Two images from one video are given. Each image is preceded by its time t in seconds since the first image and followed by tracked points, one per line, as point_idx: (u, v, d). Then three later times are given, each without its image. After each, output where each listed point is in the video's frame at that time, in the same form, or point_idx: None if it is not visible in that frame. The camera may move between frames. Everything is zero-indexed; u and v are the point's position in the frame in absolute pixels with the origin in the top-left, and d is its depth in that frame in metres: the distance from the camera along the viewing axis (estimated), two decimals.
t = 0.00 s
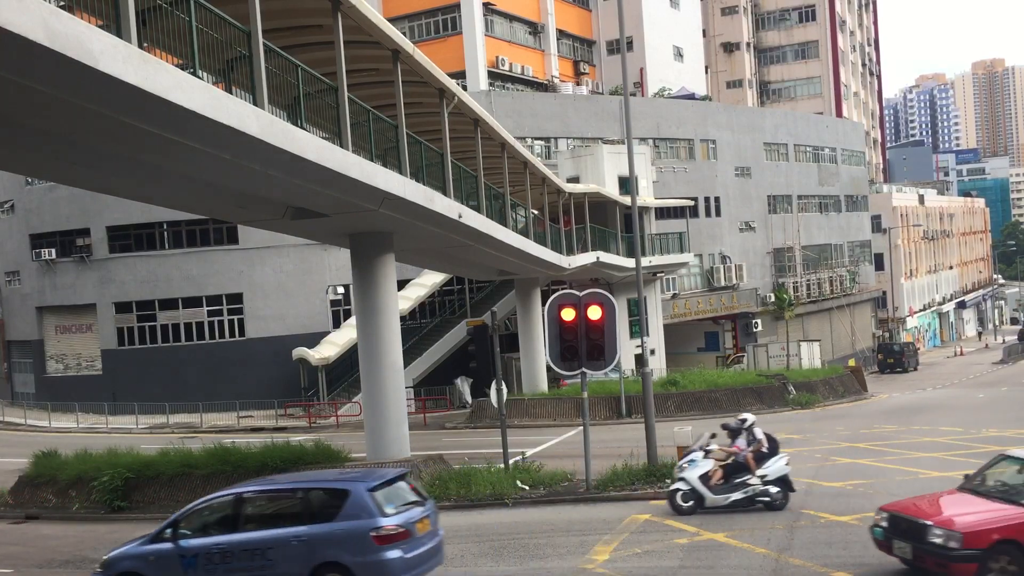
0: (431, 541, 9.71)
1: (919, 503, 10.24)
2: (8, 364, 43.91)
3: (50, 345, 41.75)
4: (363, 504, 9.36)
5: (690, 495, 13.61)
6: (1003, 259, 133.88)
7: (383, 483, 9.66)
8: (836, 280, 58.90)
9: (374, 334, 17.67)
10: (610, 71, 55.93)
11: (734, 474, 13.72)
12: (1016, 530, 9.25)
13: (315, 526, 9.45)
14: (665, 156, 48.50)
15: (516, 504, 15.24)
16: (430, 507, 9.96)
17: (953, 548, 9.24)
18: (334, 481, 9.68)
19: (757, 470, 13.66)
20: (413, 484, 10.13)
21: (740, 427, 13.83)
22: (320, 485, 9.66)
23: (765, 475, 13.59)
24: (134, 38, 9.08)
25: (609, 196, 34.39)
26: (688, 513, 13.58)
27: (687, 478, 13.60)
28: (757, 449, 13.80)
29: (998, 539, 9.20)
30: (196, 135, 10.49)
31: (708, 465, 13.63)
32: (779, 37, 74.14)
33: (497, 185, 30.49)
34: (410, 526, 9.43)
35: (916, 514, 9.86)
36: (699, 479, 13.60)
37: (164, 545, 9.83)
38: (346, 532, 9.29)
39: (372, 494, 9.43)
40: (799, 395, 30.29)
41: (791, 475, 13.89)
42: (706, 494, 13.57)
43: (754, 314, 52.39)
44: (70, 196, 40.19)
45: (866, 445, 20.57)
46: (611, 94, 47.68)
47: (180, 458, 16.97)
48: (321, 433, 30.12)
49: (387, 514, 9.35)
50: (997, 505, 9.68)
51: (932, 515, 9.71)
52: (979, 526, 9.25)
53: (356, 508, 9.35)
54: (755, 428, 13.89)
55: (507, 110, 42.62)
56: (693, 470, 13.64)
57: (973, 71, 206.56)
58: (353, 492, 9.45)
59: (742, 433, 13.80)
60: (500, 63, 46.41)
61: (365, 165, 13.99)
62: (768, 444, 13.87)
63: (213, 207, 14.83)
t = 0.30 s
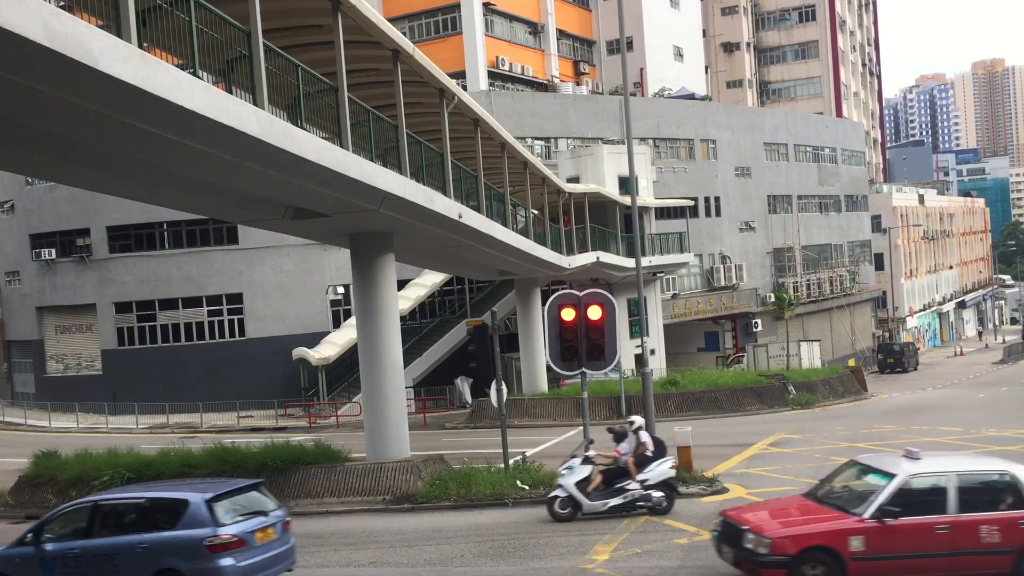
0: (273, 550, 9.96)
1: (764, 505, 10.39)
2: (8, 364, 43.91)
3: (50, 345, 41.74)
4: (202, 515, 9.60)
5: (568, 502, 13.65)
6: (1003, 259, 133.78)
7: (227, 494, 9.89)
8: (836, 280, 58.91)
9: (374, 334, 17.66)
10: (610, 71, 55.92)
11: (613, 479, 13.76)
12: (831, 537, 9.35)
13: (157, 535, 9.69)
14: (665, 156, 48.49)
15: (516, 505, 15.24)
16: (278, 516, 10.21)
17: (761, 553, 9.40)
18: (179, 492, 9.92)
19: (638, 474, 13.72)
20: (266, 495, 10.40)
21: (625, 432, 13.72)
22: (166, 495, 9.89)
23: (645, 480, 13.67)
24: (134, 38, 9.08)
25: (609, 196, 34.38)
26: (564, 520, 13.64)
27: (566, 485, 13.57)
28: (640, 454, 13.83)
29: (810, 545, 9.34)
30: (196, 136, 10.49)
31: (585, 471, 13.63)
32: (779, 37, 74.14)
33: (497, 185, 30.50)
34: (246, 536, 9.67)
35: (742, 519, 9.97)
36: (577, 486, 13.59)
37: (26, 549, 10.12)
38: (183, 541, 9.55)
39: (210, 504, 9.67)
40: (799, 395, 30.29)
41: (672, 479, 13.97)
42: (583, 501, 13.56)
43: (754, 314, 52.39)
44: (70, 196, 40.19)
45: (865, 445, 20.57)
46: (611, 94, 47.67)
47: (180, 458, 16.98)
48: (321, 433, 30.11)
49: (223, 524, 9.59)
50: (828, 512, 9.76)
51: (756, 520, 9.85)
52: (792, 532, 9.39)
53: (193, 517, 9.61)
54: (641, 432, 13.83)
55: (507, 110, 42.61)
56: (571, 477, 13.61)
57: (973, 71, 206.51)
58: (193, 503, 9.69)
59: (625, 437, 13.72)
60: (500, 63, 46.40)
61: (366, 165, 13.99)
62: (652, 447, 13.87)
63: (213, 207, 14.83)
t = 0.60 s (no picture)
0: (131, 555, 10.10)
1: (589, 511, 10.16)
2: (8, 364, 43.91)
3: (50, 345, 41.74)
4: (55, 521, 9.76)
5: (453, 510, 13.68)
6: (1003, 259, 133.72)
7: (85, 502, 10.06)
8: (836, 280, 58.91)
9: (374, 334, 17.67)
10: (610, 71, 55.93)
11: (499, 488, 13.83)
12: (633, 543, 9.08)
13: (16, 540, 9.86)
14: (665, 156, 48.48)
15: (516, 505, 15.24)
16: (138, 522, 10.37)
17: (564, 559, 9.20)
18: (40, 499, 10.09)
19: (522, 482, 13.78)
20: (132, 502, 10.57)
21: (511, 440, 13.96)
22: (28, 501, 10.06)
23: (528, 487, 13.74)
24: (133, 38, 9.08)
25: (609, 196, 34.39)
26: (449, 528, 13.64)
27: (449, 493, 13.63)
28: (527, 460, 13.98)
29: (610, 551, 9.08)
30: (196, 135, 10.49)
31: (469, 479, 13.72)
32: (779, 37, 74.15)
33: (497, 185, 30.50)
34: (99, 542, 9.79)
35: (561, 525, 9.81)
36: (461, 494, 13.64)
37: None
38: (39, 546, 9.71)
39: (65, 511, 9.82)
40: (799, 395, 30.30)
41: (558, 488, 14.01)
42: (466, 509, 13.62)
43: (754, 314, 52.39)
44: (70, 196, 40.18)
45: (865, 445, 20.56)
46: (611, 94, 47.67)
47: (180, 458, 16.99)
48: (321, 433, 30.11)
49: (75, 530, 9.74)
50: (638, 517, 9.49)
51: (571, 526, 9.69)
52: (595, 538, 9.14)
53: (48, 524, 9.75)
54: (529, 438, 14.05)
55: (506, 110, 42.61)
56: (455, 485, 13.66)
57: (973, 71, 206.44)
58: (49, 509, 9.85)
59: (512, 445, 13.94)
60: (500, 63, 46.41)
61: (366, 165, 13.99)
62: (538, 453, 14.02)
63: (213, 207, 14.84)
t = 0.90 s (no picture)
0: (5, 556, 10.45)
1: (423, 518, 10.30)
2: (9, 364, 43.91)
3: (50, 345, 41.74)
4: None
5: (349, 516, 13.81)
6: (1004, 259, 133.66)
7: None
8: (836, 280, 58.92)
9: (374, 334, 17.68)
10: (610, 71, 55.94)
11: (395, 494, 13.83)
12: (436, 551, 9.23)
13: None
14: (665, 156, 48.47)
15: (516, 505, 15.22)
16: (15, 527, 10.71)
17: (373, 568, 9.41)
18: None
19: (410, 490, 13.48)
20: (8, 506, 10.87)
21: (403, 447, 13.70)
22: None
23: (416, 495, 13.33)
24: (133, 38, 9.07)
25: (609, 196, 34.38)
26: (346, 534, 13.78)
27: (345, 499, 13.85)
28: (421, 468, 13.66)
29: (412, 560, 9.24)
30: (195, 136, 10.50)
31: (362, 486, 13.84)
32: (779, 37, 74.16)
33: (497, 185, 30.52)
34: None
35: (386, 531, 9.99)
36: (354, 500, 13.78)
37: None
38: None
39: None
40: (799, 395, 30.32)
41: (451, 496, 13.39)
42: (359, 515, 13.71)
43: (754, 314, 52.40)
44: (70, 196, 40.17)
45: (865, 445, 20.58)
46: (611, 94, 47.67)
47: (180, 458, 16.98)
48: (321, 433, 30.12)
49: None
50: (452, 524, 9.60)
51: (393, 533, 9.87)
52: (398, 547, 9.34)
53: None
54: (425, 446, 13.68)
55: (507, 110, 42.60)
56: (350, 491, 13.85)
57: (973, 71, 206.26)
58: None
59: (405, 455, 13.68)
60: (500, 63, 46.41)
61: (366, 165, 13.99)
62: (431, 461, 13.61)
63: (213, 207, 14.84)
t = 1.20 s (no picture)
0: None
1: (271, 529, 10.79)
2: (9, 364, 43.91)
3: (50, 346, 41.74)
4: None
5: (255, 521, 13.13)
6: (1004, 259, 133.60)
7: None
8: (836, 280, 58.91)
9: (375, 334, 17.68)
10: (610, 71, 55.93)
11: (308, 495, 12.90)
12: (252, 560, 9.66)
13: None
14: (665, 156, 48.46)
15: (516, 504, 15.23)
16: None
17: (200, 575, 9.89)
18: None
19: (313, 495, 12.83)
20: None
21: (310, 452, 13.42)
22: None
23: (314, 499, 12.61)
24: (134, 38, 9.07)
25: (608, 196, 34.38)
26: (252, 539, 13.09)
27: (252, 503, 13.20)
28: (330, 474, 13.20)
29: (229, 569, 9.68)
30: (196, 136, 10.51)
31: (266, 490, 13.14)
32: (779, 37, 74.17)
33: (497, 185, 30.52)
34: None
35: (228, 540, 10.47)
36: (260, 504, 13.11)
37: None
38: None
39: None
40: (799, 395, 30.31)
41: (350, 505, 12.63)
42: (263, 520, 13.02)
43: (754, 314, 52.39)
44: (70, 196, 40.18)
45: (865, 445, 20.58)
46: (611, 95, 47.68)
47: (180, 458, 17.00)
48: (321, 433, 30.13)
49: None
50: (278, 535, 10.06)
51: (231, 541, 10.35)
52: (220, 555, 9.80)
53: None
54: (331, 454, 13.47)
55: (507, 110, 42.59)
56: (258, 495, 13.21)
57: (973, 71, 206.13)
58: None
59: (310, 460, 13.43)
60: (500, 63, 46.41)
61: (366, 165, 13.99)
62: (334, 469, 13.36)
63: (214, 208, 14.85)
